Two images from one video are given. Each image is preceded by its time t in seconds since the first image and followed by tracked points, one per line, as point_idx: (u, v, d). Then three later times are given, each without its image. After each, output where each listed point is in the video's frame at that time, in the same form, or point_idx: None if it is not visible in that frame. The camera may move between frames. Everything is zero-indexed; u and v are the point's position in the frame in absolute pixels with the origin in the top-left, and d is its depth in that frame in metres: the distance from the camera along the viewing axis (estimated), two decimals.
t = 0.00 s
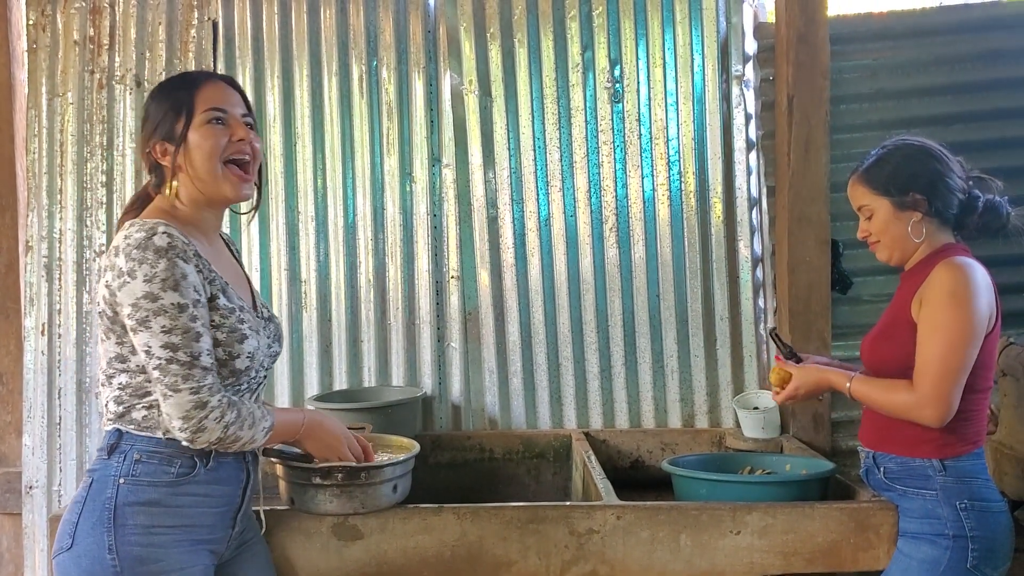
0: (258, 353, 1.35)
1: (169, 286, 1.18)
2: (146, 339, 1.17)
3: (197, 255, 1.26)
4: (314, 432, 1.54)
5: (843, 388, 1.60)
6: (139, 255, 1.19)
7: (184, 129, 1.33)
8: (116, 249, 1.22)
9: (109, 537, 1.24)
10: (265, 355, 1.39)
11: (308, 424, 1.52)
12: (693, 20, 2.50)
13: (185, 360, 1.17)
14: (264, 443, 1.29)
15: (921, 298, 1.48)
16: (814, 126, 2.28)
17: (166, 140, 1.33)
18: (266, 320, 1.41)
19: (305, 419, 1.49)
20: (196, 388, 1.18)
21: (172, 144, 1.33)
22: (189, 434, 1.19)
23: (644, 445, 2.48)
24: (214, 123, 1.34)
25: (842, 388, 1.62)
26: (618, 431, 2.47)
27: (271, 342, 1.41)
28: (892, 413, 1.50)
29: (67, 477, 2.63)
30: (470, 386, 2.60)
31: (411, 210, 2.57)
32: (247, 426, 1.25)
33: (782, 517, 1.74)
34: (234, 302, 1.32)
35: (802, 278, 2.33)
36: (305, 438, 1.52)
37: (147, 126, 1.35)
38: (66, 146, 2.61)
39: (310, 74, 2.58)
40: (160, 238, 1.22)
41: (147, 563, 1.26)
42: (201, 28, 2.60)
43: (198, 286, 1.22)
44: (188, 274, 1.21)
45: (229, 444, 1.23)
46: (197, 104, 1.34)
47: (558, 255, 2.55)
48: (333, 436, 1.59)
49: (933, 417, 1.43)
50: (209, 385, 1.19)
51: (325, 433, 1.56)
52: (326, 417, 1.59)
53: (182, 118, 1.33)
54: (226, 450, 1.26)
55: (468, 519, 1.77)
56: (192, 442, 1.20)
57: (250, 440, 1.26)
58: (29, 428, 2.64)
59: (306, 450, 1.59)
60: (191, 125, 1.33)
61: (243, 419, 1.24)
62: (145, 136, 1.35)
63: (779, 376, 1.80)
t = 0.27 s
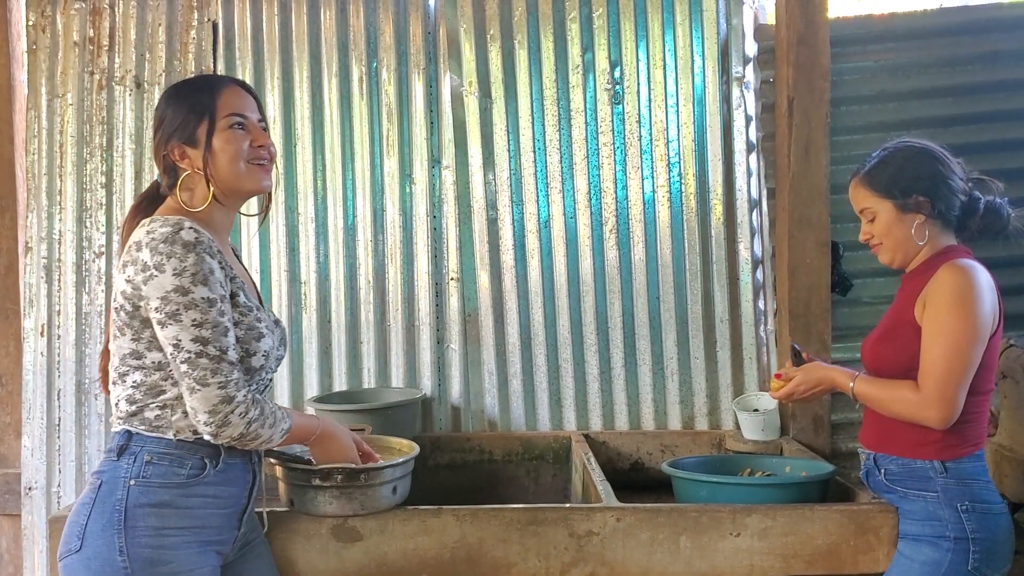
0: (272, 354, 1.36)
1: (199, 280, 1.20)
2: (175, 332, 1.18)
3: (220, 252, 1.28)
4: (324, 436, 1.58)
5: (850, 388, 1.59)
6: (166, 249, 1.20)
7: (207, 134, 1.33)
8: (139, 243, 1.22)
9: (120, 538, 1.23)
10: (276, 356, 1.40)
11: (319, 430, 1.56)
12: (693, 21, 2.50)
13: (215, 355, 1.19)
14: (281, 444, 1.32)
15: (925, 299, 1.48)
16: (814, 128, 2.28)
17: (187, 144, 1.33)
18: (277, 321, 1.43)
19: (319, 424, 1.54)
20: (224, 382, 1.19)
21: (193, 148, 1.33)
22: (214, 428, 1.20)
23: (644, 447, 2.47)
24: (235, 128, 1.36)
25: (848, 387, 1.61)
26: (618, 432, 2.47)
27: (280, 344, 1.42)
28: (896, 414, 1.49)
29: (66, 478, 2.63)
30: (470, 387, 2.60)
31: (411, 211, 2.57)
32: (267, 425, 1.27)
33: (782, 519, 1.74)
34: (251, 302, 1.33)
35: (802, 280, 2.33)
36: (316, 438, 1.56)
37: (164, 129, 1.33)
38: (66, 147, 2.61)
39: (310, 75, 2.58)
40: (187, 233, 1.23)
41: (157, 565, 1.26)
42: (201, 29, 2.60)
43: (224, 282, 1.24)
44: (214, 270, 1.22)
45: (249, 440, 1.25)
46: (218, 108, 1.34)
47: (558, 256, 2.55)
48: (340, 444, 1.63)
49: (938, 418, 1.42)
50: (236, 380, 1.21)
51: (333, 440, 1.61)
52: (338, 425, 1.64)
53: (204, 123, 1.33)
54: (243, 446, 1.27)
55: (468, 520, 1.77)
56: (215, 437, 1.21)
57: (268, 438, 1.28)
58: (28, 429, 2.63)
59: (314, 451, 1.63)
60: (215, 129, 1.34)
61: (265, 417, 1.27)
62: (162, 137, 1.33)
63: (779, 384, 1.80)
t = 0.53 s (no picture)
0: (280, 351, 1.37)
1: (213, 276, 1.19)
2: (188, 328, 1.17)
3: (233, 249, 1.27)
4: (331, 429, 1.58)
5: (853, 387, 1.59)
6: (180, 244, 1.20)
7: (216, 133, 1.33)
8: (153, 238, 1.22)
9: (126, 537, 1.23)
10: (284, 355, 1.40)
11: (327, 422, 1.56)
12: (696, 21, 2.50)
13: (227, 351, 1.18)
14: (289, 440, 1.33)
15: (930, 299, 1.49)
16: (816, 129, 2.28)
17: (195, 142, 1.33)
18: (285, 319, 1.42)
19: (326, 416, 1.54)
20: (236, 379, 1.19)
21: (201, 147, 1.33)
22: (223, 425, 1.20)
23: (645, 447, 2.47)
24: (244, 128, 1.35)
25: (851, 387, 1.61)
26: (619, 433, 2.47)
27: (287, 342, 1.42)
28: (899, 412, 1.50)
29: (66, 477, 2.61)
30: (471, 387, 2.60)
31: (413, 211, 2.57)
32: (275, 422, 1.27)
33: (784, 519, 1.74)
34: (262, 299, 1.33)
35: (803, 280, 2.33)
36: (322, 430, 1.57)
37: (172, 125, 1.33)
38: (66, 145, 2.60)
39: (312, 74, 2.58)
40: (202, 229, 1.22)
41: (163, 564, 1.26)
42: (203, 27, 2.59)
43: (236, 279, 1.24)
44: (228, 267, 1.22)
45: (257, 436, 1.25)
46: (228, 107, 1.34)
47: (560, 257, 2.54)
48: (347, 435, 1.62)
49: (942, 417, 1.42)
50: (246, 378, 1.20)
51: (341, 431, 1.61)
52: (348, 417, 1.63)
53: (213, 122, 1.32)
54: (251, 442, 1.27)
55: (470, 520, 1.77)
56: (224, 434, 1.21)
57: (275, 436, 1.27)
58: (28, 428, 2.63)
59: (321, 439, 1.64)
60: (224, 130, 1.33)
61: (273, 414, 1.26)
62: (170, 133, 1.33)
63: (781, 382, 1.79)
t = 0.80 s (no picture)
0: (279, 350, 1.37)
1: (215, 277, 1.19)
2: (194, 330, 1.17)
3: (231, 248, 1.27)
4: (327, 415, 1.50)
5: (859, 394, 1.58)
6: (180, 246, 1.19)
7: (214, 134, 1.32)
8: (150, 239, 1.22)
9: (119, 537, 1.22)
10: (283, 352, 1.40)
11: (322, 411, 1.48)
12: (697, 24, 2.50)
13: (235, 351, 1.18)
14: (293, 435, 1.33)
15: (932, 304, 1.49)
16: (816, 131, 2.29)
17: (192, 141, 1.32)
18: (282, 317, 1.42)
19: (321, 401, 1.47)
20: (243, 378, 1.19)
21: (198, 146, 1.32)
22: (233, 424, 1.20)
23: (644, 449, 2.47)
24: (243, 130, 1.35)
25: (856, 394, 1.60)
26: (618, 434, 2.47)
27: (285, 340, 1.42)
28: (907, 418, 1.49)
29: (62, 477, 2.60)
30: (470, 388, 2.60)
31: (413, 211, 2.56)
32: (281, 418, 1.27)
33: (783, 521, 1.74)
34: (261, 298, 1.33)
35: (803, 283, 2.33)
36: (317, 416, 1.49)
37: (168, 122, 1.31)
38: (65, 143, 2.59)
39: (313, 74, 2.57)
40: (201, 229, 1.22)
41: (157, 563, 1.25)
42: (203, 26, 2.58)
43: (237, 279, 1.23)
44: (228, 267, 1.22)
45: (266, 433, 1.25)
46: (227, 108, 1.33)
47: (560, 258, 2.54)
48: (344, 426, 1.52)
49: (951, 423, 1.42)
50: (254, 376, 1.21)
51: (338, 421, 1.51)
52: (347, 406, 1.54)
53: (211, 122, 1.31)
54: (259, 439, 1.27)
55: (469, 521, 1.76)
56: (233, 433, 1.21)
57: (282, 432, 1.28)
58: (25, 427, 2.61)
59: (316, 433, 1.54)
60: (223, 131, 1.32)
61: (280, 411, 1.27)
62: (167, 131, 1.32)
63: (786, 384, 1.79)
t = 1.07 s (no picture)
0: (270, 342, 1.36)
1: (203, 272, 1.18)
2: (187, 327, 1.16)
3: (216, 243, 1.26)
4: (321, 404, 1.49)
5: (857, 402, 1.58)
6: (164, 243, 1.18)
7: (208, 132, 1.31)
8: (135, 238, 1.21)
9: (111, 534, 1.22)
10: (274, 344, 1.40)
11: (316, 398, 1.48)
12: (699, 26, 2.50)
13: (230, 344, 1.18)
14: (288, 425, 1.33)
15: (930, 310, 1.48)
16: (817, 136, 2.28)
17: (184, 138, 1.30)
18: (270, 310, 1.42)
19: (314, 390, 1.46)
20: (240, 370, 1.19)
21: (190, 143, 1.31)
22: (234, 417, 1.20)
23: (641, 451, 2.47)
24: (236, 130, 1.35)
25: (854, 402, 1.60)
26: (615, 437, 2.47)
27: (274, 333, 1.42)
28: (905, 425, 1.48)
29: (58, 472, 2.60)
30: (468, 389, 2.59)
31: (413, 211, 2.56)
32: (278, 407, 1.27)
33: (780, 526, 1.73)
34: (249, 292, 1.33)
35: (802, 287, 2.33)
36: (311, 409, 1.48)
37: (158, 116, 1.29)
38: (65, 138, 2.59)
39: (314, 72, 2.57)
40: (185, 225, 1.21)
41: (149, 561, 1.24)
42: (205, 23, 2.58)
43: (224, 273, 1.23)
44: (215, 261, 1.21)
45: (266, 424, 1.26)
46: (220, 107, 1.32)
47: (559, 260, 2.54)
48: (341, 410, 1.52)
49: (950, 430, 1.41)
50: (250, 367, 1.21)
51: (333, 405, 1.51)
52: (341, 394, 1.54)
53: (205, 120, 1.31)
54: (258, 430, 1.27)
55: (464, 522, 1.76)
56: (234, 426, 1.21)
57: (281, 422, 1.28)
58: (21, 422, 2.61)
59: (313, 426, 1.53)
60: (216, 131, 1.32)
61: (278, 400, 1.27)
62: (156, 126, 1.29)
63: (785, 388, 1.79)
